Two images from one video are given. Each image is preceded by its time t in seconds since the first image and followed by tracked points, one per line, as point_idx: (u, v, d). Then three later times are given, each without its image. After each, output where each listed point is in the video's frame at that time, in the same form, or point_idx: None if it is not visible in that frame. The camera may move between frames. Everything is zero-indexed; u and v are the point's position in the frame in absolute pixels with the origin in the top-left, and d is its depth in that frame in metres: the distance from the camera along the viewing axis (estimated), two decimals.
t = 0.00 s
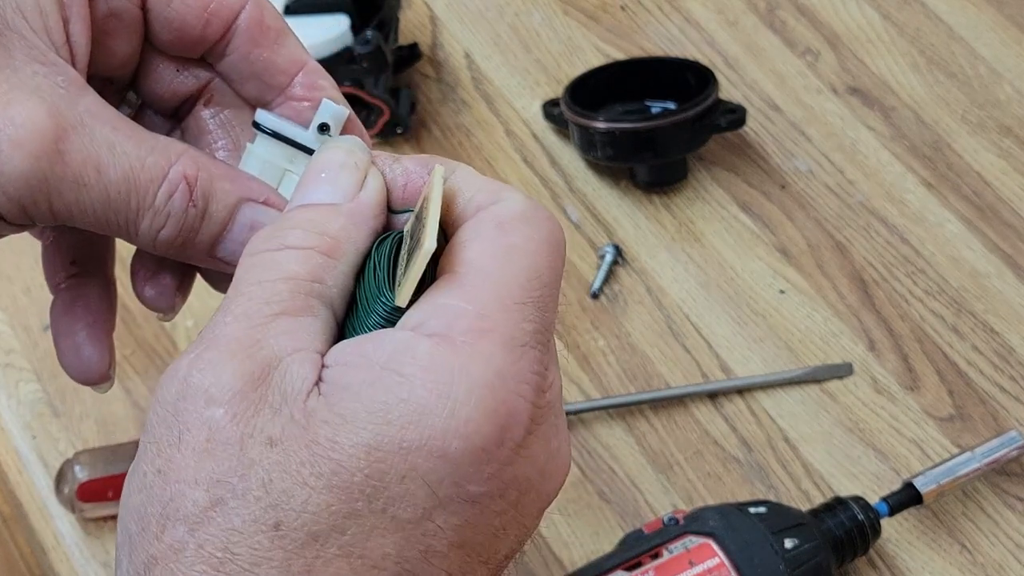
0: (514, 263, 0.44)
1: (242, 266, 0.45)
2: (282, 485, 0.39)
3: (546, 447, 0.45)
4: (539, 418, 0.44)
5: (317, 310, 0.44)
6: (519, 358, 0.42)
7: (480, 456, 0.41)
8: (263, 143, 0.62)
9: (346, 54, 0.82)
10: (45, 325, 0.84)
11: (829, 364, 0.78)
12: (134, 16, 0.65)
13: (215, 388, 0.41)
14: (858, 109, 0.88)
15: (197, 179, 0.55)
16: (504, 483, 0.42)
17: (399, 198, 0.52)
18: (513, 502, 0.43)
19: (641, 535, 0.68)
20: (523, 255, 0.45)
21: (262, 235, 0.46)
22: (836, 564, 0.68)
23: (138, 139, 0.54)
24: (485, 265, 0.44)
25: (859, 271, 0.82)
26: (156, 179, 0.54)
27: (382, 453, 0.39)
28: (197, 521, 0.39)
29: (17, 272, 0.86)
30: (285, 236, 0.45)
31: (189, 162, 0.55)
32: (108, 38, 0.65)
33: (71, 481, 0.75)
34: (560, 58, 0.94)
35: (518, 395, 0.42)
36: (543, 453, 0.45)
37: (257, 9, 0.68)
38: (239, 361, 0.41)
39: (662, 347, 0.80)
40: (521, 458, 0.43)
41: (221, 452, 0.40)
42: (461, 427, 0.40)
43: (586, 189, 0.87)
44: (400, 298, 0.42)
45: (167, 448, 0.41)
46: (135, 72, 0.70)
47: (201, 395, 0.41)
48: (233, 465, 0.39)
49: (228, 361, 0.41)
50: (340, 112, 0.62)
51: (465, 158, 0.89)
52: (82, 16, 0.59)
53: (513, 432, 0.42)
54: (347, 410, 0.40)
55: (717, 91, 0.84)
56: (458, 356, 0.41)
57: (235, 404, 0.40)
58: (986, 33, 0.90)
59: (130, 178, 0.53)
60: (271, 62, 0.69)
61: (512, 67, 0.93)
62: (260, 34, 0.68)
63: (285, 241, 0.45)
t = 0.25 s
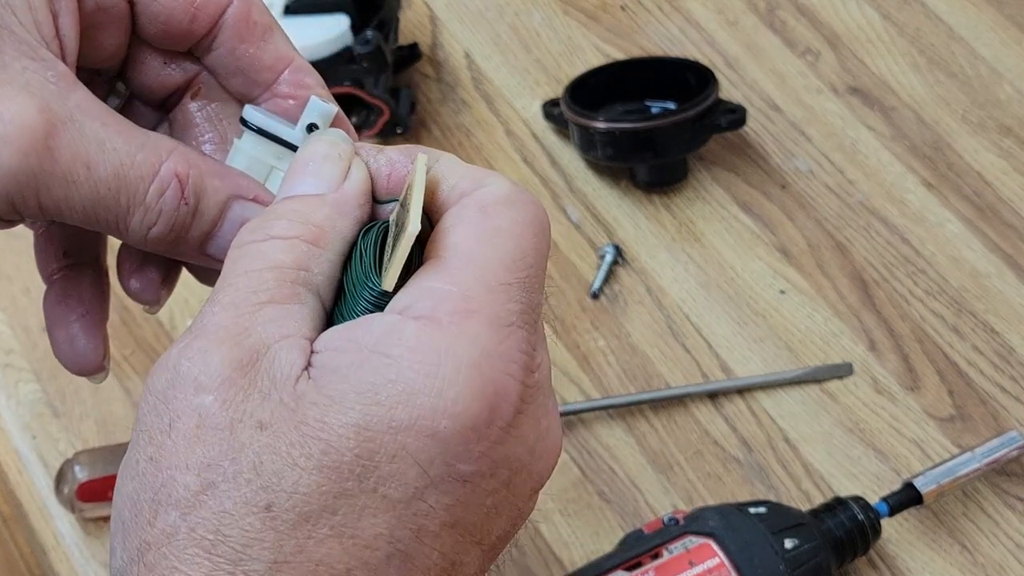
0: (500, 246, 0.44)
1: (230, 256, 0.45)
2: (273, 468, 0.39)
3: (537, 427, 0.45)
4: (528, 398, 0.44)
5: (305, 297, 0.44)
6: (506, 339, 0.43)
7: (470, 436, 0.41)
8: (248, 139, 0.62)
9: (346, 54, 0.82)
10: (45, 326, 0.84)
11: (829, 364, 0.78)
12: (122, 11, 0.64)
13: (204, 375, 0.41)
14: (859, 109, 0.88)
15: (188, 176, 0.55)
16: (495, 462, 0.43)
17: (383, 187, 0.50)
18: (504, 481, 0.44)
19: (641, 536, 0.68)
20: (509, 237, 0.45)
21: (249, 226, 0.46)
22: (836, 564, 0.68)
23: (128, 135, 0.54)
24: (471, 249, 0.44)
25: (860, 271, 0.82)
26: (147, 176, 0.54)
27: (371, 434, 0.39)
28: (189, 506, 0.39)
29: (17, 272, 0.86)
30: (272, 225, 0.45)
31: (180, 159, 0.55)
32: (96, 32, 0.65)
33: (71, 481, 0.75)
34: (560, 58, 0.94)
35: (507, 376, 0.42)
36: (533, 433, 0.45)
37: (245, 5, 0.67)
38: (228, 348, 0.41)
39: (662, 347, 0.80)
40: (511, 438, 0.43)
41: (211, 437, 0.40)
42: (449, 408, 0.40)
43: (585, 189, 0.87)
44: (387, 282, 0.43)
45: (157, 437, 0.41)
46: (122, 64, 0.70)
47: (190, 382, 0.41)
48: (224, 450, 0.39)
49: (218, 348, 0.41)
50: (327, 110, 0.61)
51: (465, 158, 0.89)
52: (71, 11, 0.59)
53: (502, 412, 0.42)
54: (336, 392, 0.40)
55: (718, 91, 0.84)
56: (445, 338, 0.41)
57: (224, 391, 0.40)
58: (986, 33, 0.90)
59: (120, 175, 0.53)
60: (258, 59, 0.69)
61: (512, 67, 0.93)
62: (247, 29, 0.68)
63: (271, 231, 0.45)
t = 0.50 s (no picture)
0: (484, 251, 0.44)
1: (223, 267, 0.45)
2: (251, 474, 0.39)
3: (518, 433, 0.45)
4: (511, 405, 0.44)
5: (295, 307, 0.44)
6: (488, 346, 0.43)
7: (451, 442, 0.41)
8: (248, 153, 0.61)
9: (345, 54, 0.82)
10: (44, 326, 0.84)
11: (829, 364, 0.78)
12: (123, 25, 0.64)
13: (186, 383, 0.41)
14: (859, 109, 0.88)
15: (190, 195, 0.55)
16: (476, 468, 0.43)
17: (376, 197, 0.50)
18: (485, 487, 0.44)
19: (641, 536, 0.67)
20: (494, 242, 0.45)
21: (243, 238, 0.46)
22: (837, 565, 0.68)
23: (129, 153, 0.53)
24: (455, 254, 0.44)
25: (860, 271, 0.82)
26: (149, 196, 0.53)
27: (350, 440, 0.39)
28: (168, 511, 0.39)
29: (16, 273, 0.86)
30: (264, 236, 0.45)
31: (181, 177, 0.55)
32: (97, 45, 0.65)
33: (70, 482, 0.76)
34: (560, 57, 0.93)
35: (488, 383, 0.42)
36: (515, 439, 0.45)
37: (247, 19, 0.66)
38: (211, 357, 0.41)
39: (662, 347, 0.80)
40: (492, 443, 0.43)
41: (191, 444, 0.40)
42: (429, 414, 0.40)
43: (586, 189, 0.87)
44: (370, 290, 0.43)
45: (139, 444, 0.41)
46: (121, 73, 0.70)
47: (171, 390, 0.41)
48: (203, 457, 0.40)
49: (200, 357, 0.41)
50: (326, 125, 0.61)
51: (465, 158, 0.89)
52: (72, 29, 0.59)
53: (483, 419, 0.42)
54: (315, 398, 0.40)
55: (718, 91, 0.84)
56: (426, 344, 0.41)
57: (204, 398, 0.40)
58: (987, 33, 0.90)
59: (122, 195, 0.53)
60: (258, 73, 0.68)
61: (512, 66, 0.93)
62: (247, 42, 0.67)
63: (257, 242, 0.44)
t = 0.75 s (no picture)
0: (419, 256, 0.44)
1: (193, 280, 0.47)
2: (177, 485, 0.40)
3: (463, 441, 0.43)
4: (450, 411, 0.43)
5: (255, 316, 0.45)
6: (414, 350, 0.42)
7: (367, 452, 0.40)
8: (240, 154, 0.60)
9: (345, 54, 0.82)
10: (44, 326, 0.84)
11: (830, 365, 0.78)
12: (115, 39, 0.62)
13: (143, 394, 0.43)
14: (859, 109, 0.88)
15: (189, 217, 0.54)
16: (404, 477, 0.41)
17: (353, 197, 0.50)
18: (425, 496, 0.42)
19: (640, 536, 0.67)
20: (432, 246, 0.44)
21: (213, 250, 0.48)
22: (836, 565, 0.68)
23: (127, 182, 0.52)
24: (387, 262, 0.43)
25: (860, 271, 0.82)
26: (149, 223, 0.52)
27: (263, 453, 0.39)
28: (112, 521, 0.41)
29: (16, 273, 0.86)
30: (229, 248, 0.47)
31: (179, 200, 0.54)
32: (89, 61, 0.63)
33: (70, 484, 0.78)
34: (560, 57, 0.93)
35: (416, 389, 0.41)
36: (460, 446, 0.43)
37: (242, 26, 0.63)
38: (163, 368, 0.43)
39: (662, 347, 0.80)
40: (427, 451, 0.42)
41: (135, 457, 0.42)
42: (343, 425, 0.39)
43: (586, 189, 0.87)
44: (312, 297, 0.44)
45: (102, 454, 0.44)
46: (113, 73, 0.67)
47: (124, 406, 0.43)
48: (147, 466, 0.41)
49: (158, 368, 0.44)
50: (321, 128, 0.60)
51: (465, 159, 0.89)
52: (65, 56, 0.58)
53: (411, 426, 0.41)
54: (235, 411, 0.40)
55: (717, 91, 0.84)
56: (348, 352, 0.40)
57: (151, 412, 0.42)
58: (987, 33, 0.90)
59: (122, 226, 0.52)
60: (253, 80, 0.65)
61: (512, 66, 0.93)
62: (243, 52, 0.64)
63: (221, 255, 0.46)
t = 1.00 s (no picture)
0: (383, 258, 0.44)
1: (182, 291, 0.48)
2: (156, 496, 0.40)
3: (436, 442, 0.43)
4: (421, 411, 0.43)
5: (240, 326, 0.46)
6: (379, 351, 0.42)
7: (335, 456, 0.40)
8: (226, 154, 0.59)
9: (345, 54, 0.82)
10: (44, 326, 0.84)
11: (830, 365, 0.78)
12: (98, 48, 0.60)
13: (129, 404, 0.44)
14: (859, 109, 0.88)
15: (176, 222, 0.55)
16: (375, 478, 0.41)
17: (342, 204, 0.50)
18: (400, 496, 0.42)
19: (641, 536, 0.67)
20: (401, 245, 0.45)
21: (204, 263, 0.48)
22: (836, 565, 0.67)
23: (113, 191, 0.52)
24: (351, 264, 0.43)
25: (860, 271, 0.82)
26: (138, 231, 0.53)
27: (234, 462, 0.40)
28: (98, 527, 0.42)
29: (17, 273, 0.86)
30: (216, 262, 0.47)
31: (165, 206, 0.54)
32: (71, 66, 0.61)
33: (71, 483, 0.78)
34: (560, 57, 0.93)
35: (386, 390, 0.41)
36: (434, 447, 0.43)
37: (229, 37, 0.60)
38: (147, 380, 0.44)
39: (662, 347, 0.80)
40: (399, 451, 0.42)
41: (116, 470, 0.43)
42: (309, 431, 0.39)
43: (586, 189, 0.87)
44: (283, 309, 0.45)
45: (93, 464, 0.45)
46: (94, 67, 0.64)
47: (107, 420, 0.44)
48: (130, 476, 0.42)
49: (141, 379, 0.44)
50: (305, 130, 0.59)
51: (465, 158, 0.89)
52: (47, 67, 0.57)
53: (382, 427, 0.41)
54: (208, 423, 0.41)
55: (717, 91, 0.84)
56: (315, 358, 0.41)
57: (131, 425, 0.43)
58: (987, 33, 0.90)
59: (109, 234, 0.52)
60: (240, 85, 0.62)
61: (512, 66, 0.93)
62: (229, 62, 0.61)
63: (205, 269, 0.47)
